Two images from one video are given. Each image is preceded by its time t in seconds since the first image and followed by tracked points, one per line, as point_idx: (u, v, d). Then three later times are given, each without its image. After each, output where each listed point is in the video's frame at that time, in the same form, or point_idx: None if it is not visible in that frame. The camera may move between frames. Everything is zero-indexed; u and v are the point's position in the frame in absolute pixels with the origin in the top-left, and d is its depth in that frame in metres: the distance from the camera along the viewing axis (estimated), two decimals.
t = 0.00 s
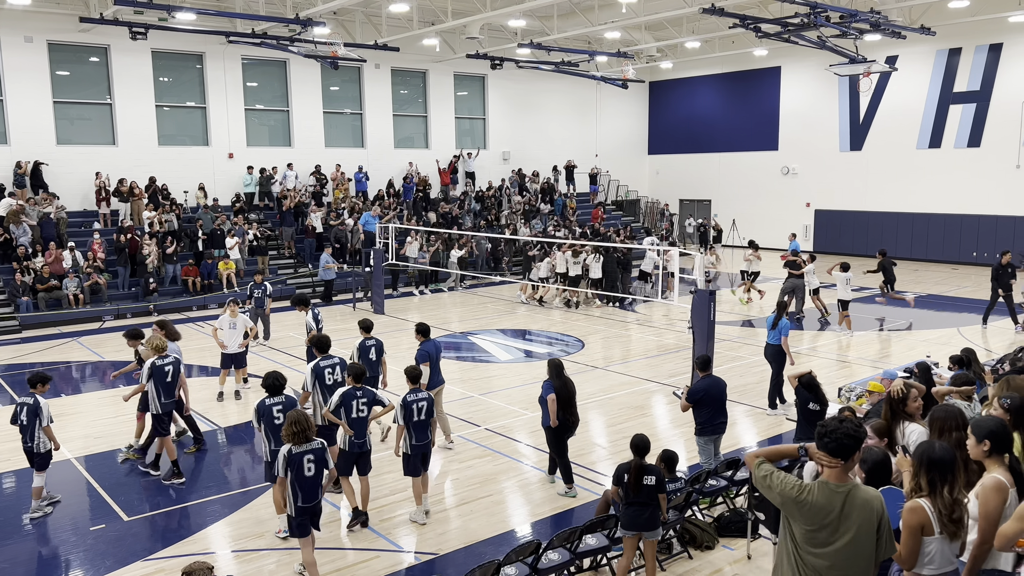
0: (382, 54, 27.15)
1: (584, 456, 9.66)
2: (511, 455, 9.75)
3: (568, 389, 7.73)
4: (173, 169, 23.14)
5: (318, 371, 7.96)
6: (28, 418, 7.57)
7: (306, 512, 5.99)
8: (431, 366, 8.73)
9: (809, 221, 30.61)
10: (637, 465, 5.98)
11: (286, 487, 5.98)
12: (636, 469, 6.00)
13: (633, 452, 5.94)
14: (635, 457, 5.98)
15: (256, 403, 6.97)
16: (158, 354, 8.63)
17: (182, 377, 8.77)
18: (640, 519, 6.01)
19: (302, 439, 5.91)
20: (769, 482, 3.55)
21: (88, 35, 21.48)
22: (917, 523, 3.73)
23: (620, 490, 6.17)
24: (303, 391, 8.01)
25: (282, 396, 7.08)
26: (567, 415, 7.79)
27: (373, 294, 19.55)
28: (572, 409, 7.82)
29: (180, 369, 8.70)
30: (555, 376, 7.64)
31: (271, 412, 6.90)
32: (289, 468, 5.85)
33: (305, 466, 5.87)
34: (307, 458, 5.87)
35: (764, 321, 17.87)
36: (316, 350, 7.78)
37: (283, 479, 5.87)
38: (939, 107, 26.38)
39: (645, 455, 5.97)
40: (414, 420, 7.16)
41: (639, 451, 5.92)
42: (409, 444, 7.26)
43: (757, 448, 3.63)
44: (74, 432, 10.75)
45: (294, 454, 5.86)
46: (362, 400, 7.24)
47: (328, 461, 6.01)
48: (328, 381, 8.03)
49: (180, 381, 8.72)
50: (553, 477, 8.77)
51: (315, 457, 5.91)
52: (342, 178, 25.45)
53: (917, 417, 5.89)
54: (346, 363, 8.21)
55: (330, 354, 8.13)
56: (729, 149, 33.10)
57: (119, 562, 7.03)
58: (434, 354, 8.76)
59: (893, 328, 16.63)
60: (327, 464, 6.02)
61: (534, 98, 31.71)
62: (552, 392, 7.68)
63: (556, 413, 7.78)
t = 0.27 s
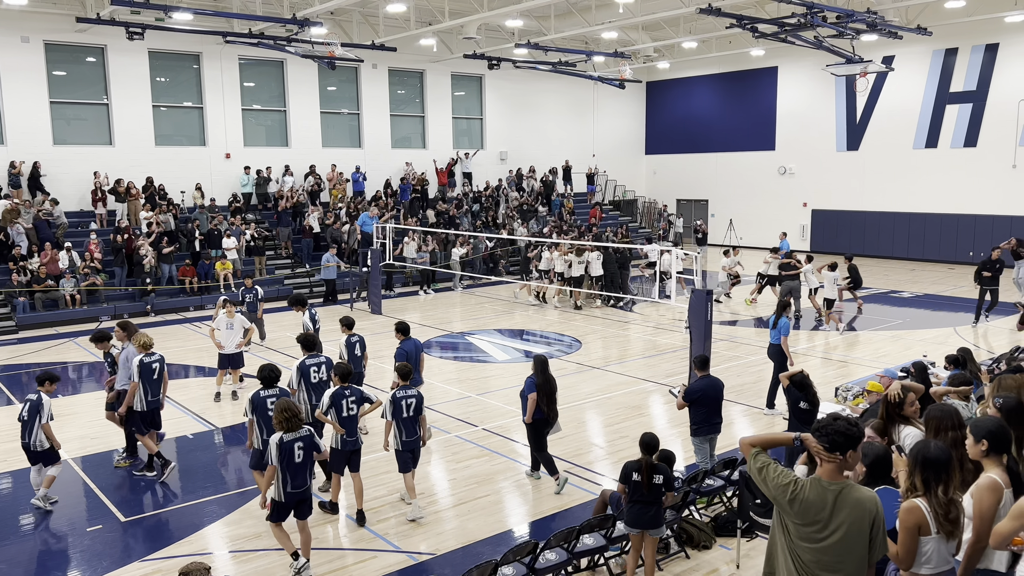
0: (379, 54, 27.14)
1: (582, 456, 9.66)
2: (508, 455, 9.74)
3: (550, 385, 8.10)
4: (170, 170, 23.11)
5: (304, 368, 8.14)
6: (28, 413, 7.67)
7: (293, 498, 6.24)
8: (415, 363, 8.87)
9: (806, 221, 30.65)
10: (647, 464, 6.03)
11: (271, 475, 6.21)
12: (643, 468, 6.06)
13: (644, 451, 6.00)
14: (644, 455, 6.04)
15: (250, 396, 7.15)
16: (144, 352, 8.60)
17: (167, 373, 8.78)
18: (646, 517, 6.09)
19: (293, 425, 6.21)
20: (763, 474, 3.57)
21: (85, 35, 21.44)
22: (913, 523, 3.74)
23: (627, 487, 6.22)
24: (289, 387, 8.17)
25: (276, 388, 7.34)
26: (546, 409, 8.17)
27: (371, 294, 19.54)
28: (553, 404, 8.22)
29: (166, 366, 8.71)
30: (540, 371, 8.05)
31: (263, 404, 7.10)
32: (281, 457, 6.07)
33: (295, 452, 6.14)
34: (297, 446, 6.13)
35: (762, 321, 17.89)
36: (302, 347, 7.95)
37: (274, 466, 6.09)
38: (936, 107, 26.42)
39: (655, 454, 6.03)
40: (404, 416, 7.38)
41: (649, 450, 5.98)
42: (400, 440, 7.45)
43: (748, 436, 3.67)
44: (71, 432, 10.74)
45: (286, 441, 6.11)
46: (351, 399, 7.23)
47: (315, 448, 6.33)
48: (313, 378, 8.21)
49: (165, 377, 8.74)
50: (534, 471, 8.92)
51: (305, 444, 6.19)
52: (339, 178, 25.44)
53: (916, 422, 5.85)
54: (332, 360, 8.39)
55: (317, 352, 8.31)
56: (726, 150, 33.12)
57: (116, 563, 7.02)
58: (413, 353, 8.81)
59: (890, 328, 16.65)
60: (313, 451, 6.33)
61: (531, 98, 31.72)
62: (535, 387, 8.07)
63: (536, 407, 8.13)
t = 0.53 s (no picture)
0: (375, 54, 27.13)
1: (579, 456, 9.66)
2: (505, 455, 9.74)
3: (531, 380, 8.23)
4: (166, 170, 23.07)
5: (290, 364, 8.31)
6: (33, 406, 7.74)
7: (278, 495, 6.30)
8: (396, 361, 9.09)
9: (802, 221, 30.69)
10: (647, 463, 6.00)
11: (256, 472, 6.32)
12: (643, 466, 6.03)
13: (643, 450, 5.98)
14: (643, 454, 6.02)
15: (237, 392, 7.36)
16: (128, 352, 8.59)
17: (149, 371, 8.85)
18: (644, 514, 6.10)
19: (273, 424, 6.29)
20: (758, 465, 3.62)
21: (81, 35, 21.40)
22: (911, 522, 3.74)
23: (627, 484, 6.21)
24: (276, 382, 8.32)
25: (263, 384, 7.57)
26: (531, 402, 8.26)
27: (367, 294, 19.54)
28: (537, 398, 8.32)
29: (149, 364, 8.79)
30: (521, 366, 8.15)
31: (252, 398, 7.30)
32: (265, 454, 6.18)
33: (278, 450, 6.25)
34: (279, 443, 6.25)
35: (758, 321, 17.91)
36: (288, 343, 8.15)
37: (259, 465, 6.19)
38: (931, 107, 26.48)
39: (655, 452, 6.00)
40: (392, 407, 7.51)
41: (648, 449, 5.96)
42: (387, 430, 7.64)
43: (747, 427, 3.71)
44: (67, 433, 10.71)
45: (269, 440, 6.22)
46: (334, 396, 7.41)
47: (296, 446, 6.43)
48: (299, 373, 8.39)
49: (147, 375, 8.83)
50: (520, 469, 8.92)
51: (287, 442, 6.31)
52: (335, 178, 25.41)
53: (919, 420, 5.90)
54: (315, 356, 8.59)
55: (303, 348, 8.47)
56: (723, 150, 33.16)
57: (112, 564, 7.01)
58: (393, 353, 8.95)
59: (885, 327, 16.69)
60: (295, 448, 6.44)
61: (528, 98, 31.73)
62: (516, 381, 8.18)
63: (515, 400, 8.24)
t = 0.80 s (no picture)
0: (370, 54, 27.10)
1: (574, 455, 9.67)
2: (501, 455, 9.75)
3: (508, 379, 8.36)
4: (160, 170, 23.01)
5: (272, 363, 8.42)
6: (45, 415, 7.94)
7: (252, 488, 6.56)
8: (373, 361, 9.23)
9: (797, 220, 30.76)
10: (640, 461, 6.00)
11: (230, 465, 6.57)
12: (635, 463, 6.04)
13: (636, 448, 5.97)
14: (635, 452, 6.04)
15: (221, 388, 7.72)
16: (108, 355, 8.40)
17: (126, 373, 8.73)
18: (638, 511, 6.12)
19: (247, 418, 6.53)
20: (755, 462, 3.63)
21: (74, 34, 21.33)
22: (905, 521, 3.75)
23: (621, 482, 6.23)
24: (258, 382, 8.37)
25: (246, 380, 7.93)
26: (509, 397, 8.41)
27: (362, 294, 19.52)
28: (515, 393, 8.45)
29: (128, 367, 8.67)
30: (496, 365, 8.29)
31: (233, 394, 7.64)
32: (238, 447, 6.43)
33: (252, 443, 6.50)
34: (252, 436, 6.50)
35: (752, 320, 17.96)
36: (269, 343, 8.34)
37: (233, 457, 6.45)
38: (925, 106, 26.56)
39: (647, 449, 5.99)
40: (378, 405, 7.67)
41: (640, 447, 5.95)
42: (371, 427, 7.74)
43: (745, 425, 3.73)
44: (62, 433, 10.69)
45: (242, 433, 6.47)
46: (317, 393, 7.71)
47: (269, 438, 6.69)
48: (281, 373, 8.49)
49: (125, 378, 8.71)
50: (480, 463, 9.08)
51: (260, 434, 6.56)
52: (329, 178, 25.38)
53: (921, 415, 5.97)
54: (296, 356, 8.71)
55: (285, 347, 8.61)
56: (717, 149, 33.21)
57: (106, 565, 7.00)
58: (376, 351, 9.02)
59: (880, 326, 16.75)
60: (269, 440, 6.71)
61: (523, 97, 31.72)
62: (492, 379, 8.31)
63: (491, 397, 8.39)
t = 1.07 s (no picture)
0: (364, 53, 27.05)
1: (569, 454, 9.68)
2: (496, 454, 9.74)
3: (482, 374, 8.64)
4: (153, 169, 22.94)
5: (250, 360, 8.79)
6: (40, 428, 7.87)
7: (230, 481, 6.71)
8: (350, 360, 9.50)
9: (790, 219, 30.83)
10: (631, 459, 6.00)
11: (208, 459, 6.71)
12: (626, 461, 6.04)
13: (627, 446, 5.94)
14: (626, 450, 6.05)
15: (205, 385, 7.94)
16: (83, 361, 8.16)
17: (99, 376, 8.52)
18: (629, 508, 6.11)
19: (223, 414, 6.62)
20: (750, 460, 3.59)
21: (66, 33, 21.26)
22: (895, 520, 3.75)
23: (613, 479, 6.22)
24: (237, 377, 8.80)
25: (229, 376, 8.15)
26: (481, 394, 8.70)
27: (356, 294, 19.49)
28: (487, 390, 8.72)
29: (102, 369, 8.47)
30: (471, 361, 8.59)
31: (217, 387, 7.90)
32: (214, 441, 6.58)
33: (228, 438, 6.64)
34: (229, 432, 6.66)
35: (746, 319, 18.00)
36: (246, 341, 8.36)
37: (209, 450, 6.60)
38: (917, 106, 26.65)
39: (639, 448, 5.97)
40: (359, 396, 8.04)
41: (631, 445, 5.92)
42: (354, 417, 8.10)
43: (737, 422, 3.66)
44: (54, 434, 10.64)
45: (219, 428, 6.61)
46: (300, 392, 7.75)
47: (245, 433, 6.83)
48: (260, 369, 8.85)
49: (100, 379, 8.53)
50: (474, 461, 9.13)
51: (236, 429, 6.70)
52: (322, 177, 25.32)
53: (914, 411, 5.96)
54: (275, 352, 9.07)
55: (262, 344, 8.96)
56: (711, 149, 33.26)
57: (99, 565, 6.97)
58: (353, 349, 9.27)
59: (873, 325, 16.80)
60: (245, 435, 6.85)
61: (517, 96, 31.71)
62: (467, 374, 8.59)
63: (466, 393, 8.67)
